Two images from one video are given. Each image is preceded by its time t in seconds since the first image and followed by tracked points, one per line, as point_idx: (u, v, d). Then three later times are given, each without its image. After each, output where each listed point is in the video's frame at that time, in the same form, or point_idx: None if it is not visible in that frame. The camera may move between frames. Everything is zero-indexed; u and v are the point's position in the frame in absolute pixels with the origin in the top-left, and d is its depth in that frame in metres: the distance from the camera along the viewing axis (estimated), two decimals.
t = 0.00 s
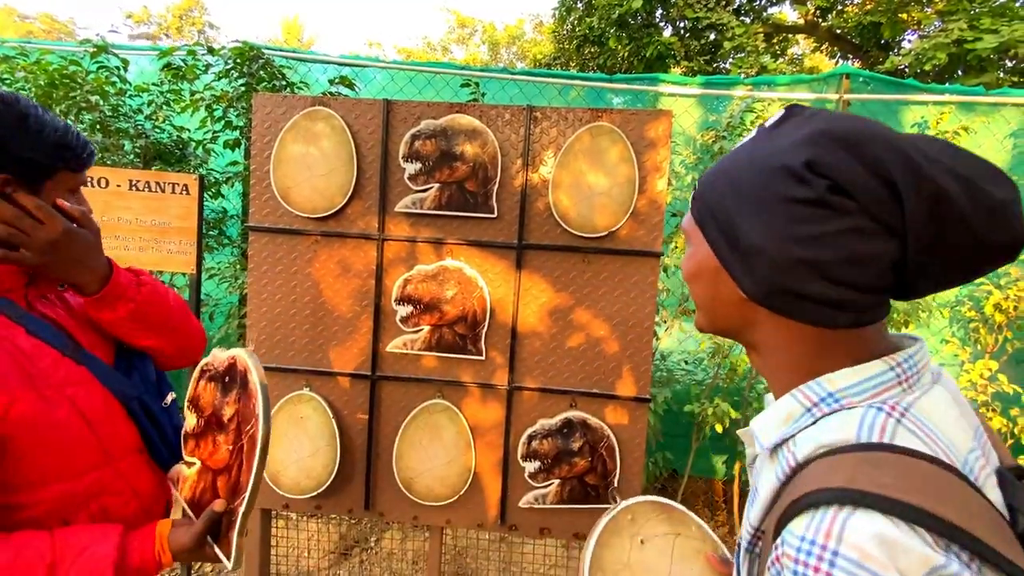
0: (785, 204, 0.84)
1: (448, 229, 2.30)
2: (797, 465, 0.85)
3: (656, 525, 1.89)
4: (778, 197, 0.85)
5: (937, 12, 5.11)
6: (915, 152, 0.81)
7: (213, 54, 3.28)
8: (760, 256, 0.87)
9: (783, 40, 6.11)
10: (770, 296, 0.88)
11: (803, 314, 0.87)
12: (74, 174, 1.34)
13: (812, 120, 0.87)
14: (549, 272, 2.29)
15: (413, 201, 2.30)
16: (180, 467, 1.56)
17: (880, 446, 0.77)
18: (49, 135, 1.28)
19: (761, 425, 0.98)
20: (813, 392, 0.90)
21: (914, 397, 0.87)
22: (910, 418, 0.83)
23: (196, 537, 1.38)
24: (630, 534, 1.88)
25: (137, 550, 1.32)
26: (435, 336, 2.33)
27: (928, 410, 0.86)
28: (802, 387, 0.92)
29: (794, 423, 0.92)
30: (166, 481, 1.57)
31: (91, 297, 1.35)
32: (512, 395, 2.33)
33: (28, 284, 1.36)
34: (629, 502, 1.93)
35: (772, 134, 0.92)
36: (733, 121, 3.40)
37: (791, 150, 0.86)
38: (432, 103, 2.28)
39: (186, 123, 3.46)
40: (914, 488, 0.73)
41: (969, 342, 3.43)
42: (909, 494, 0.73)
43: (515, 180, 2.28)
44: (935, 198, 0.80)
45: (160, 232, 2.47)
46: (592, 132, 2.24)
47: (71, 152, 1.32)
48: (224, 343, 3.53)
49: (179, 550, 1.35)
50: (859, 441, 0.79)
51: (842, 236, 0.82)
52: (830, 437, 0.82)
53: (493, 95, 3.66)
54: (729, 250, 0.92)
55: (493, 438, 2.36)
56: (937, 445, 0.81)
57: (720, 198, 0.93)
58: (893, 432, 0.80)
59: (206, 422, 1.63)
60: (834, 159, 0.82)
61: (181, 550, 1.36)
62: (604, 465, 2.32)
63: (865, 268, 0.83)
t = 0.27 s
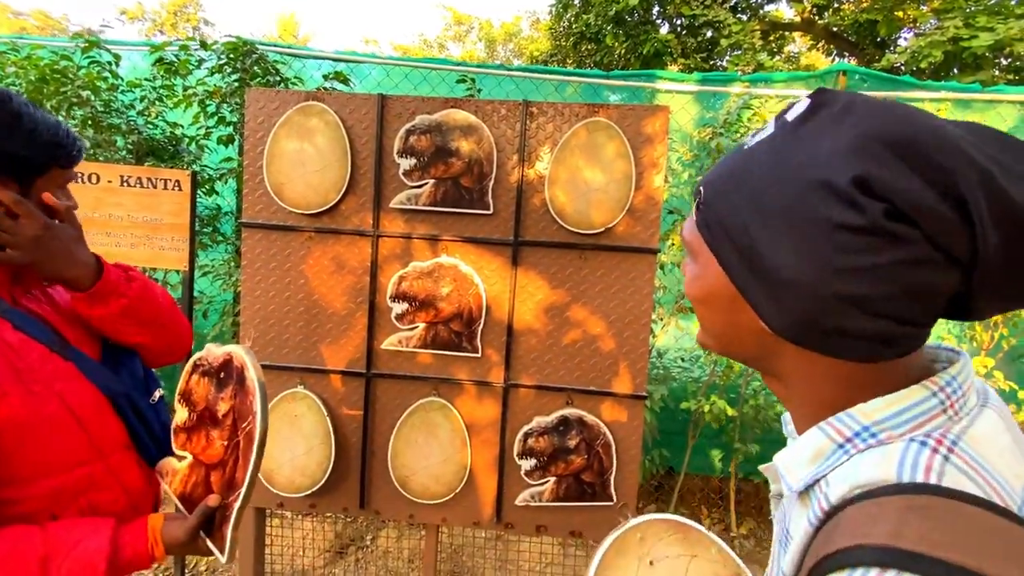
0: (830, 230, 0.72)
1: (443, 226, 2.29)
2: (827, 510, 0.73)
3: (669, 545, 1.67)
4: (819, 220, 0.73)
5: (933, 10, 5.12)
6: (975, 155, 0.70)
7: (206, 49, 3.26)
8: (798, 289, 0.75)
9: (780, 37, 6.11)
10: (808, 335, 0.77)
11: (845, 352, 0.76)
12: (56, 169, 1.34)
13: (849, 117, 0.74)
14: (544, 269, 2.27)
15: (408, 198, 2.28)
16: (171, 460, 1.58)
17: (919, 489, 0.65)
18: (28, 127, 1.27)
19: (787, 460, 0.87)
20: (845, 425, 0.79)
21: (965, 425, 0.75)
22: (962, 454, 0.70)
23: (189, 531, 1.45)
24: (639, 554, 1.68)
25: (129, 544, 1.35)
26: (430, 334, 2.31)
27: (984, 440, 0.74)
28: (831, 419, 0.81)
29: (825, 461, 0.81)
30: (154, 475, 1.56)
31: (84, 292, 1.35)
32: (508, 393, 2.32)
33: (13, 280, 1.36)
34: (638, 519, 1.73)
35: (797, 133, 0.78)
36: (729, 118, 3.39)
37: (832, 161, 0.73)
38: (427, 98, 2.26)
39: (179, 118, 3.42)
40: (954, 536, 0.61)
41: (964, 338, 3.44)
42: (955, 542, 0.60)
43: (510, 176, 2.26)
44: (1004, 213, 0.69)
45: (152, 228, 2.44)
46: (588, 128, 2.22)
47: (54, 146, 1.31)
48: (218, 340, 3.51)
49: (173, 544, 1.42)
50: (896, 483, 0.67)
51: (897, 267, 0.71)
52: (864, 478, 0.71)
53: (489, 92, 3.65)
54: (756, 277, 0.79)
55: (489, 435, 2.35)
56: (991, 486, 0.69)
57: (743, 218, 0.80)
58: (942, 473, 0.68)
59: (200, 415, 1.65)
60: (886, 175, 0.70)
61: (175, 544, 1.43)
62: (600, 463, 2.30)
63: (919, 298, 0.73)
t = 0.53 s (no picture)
0: (833, 207, 0.73)
1: (437, 223, 2.28)
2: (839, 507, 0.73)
3: (669, 540, 1.67)
4: (823, 197, 0.73)
5: (927, 8, 5.12)
6: (990, 128, 0.69)
7: (198, 45, 3.23)
8: (807, 270, 0.76)
9: (775, 35, 6.11)
10: (821, 319, 0.77)
11: (859, 336, 0.76)
12: (42, 165, 1.33)
13: (851, 96, 0.75)
14: (538, 267, 2.27)
15: (401, 195, 2.27)
16: (156, 460, 1.57)
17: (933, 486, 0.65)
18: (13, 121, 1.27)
19: (799, 458, 0.87)
20: (861, 421, 0.79)
21: (988, 424, 0.75)
22: (984, 453, 0.70)
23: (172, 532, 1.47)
24: (638, 547, 1.68)
25: (111, 544, 1.39)
26: (424, 332, 2.30)
27: (1008, 440, 0.73)
28: (847, 415, 0.81)
29: (839, 456, 0.81)
30: (139, 474, 1.56)
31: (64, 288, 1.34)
32: (502, 391, 2.31)
33: None
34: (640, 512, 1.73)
35: (803, 115, 0.79)
36: (724, 116, 3.41)
37: (833, 138, 0.73)
38: (420, 95, 2.25)
39: (171, 115, 3.42)
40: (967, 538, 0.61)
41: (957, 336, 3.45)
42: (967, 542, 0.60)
43: (504, 173, 2.25)
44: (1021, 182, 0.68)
45: (143, 226, 2.42)
46: (582, 125, 2.22)
47: (38, 141, 1.30)
48: (211, 339, 3.49)
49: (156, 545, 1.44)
50: (912, 480, 0.67)
51: (908, 243, 0.70)
52: (879, 473, 0.71)
53: (483, 89, 3.65)
54: (767, 262, 0.80)
55: (484, 433, 2.34)
56: (1014, 486, 0.68)
57: (749, 201, 0.81)
58: (963, 472, 0.67)
59: (184, 413, 1.65)
60: (888, 148, 0.70)
61: (158, 545, 1.45)
62: (595, 461, 2.30)
63: (937, 277, 0.71)
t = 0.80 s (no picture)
0: (786, 206, 0.72)
1: (433, 221, 2.26)
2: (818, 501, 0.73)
3: (666, 545, 1.50)
4: (775, 197, 0.73)
5: (922, 6, 5.13)
6: (935, 116, 0.68)
7: (190, 41, 3.21)
8: (768, 269, 0.75)
9: (771, 33, 6.11)
10: (789, 317, 0.76)
11: (827, 332, 0.75)
12: (35, 164, 1.32)
13: (797, 97, 0.76)
14: (535, 265, 2.26)
15: (396, 192, 2.25)
16: (148, 459, 1.56)
17: (907, 481, 0.65)
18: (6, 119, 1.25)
19: (783, 451, 0.87)
20: (844, 415, 0.78)
21: (973, 421, 0.74)
22: (964, 451, 0.69)
23: (161, 534, 1.45)
24: (632, 553, 1.51)
25: (101, 544, 1.38)
26: (419, 330, 2.29)
27: (992, 438, 0.72)
28: (830, 409, 0.80)
29: (822, 451, 0.80)
30: (132, 472, 1.56)
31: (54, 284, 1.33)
32: (498, 388, 2.31)
33: None
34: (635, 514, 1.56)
35: (754, 120, 0.80)
36: (720, 114, 3.40)
37: (779, 138, 0.74)
38: (415, 92, 2.23)
39: (164, 112, 3.39)
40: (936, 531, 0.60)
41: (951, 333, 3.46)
42: (938, 535, 0.60)
43: (500, 171, 2.24)
44: (968, 168, 0.67)
45: (136, 224, 2.41)
46: (578, 122, 2.21)
47: (32, 141, 1.30)
48: (206, 337, 3.48)
49: (144, 548, 1.43)
50: (888, 476, 0.67)
51: (863, 236, 0.69)
52: (857, 469, 0.70)
53: (479, 86, 3.63)
54: (732, 264, 0.80)
55: (480, 432, 2.33)
56: (994, 485, 0.67)
57: (710, 207, 0.81)
58: (940, 469, 0.66)
59: (174, 414, 1.62)
60: (833, 144, 0.70)
61: (147, 547, 1.44)
62: (591, 458, 2.30)
63: (900, 270, 0.70)
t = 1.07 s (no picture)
0: (784, 205, 0.72)
1: (429, 219, 2.26)
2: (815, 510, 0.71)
3: (705, 562, 1.45)
4: (772, 195, 0.73)
5: (916, 4, 5.14)
6: (945, 114, 0.67)
7: (183, 38, 3.19)
8: (763, 269, 0.75)
9: (766, 31, 6.12)
10: (783, 319, 0.76)
11: (822, 336, 0.74)
12: (34, 171, 1.31)
13: (800, 92, 0.75)
14: (531, 263, 2.25)
15: (392, 190, 2.24)
16: (142, 459, 1.55)
17: (909, 491, 0.64)
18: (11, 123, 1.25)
19: (779, 458, 0.85)
20: (842, 421, 0.77)
21: (974, 429, 0.72)
22: (967, 460, 0.68)
23: (157, 537, 1.46)
24: (666, 567, 1.48)
25: (95, 546, 1.39)
26: (416, 329, 2.29)
27: (993, 447, 0.71)
28: (828, 415, 0.79)
29: (818, 458, 0.79)
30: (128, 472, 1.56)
31: (50, 285, 1.32)
32: (495, 387, 2.30)
33: None
34: (674, 525, 1.51)
35: (756, 114, 0.79)
36: (716, 112, 3.37)
37: (781, 135, 0.73)
38: (411, 89, 2.22)
39: (157, 110, 3.38)
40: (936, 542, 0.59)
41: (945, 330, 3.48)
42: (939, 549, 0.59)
43: (497, 169, 2.23)
44: (976, 169, 0.65)
45: (129, 223, 2.39)
46: (575, 120, 2.20)
47: (33, 147, 1.29)
48: (200, 336, 3.46)
49: (140, 550, 1.43)
50: (890, 485, 0.65)
51: (862, 238, 0.69)
52: (858, 478, 0.69)
53: (475, 84, 3.59)
54: (728, 262, 0.79)
55: (477, 430, 2.33)
56: (995, 495, 0.66)
57: (707, 203, 0.80)
58: (943, 480, 0.65)
59: (168, 416, 1.62)
60: (833, 142, 0.69)
61: (144, 550, 1.44)
62: (588, 457, 2.29)
63: (898, 274, 0.70)
